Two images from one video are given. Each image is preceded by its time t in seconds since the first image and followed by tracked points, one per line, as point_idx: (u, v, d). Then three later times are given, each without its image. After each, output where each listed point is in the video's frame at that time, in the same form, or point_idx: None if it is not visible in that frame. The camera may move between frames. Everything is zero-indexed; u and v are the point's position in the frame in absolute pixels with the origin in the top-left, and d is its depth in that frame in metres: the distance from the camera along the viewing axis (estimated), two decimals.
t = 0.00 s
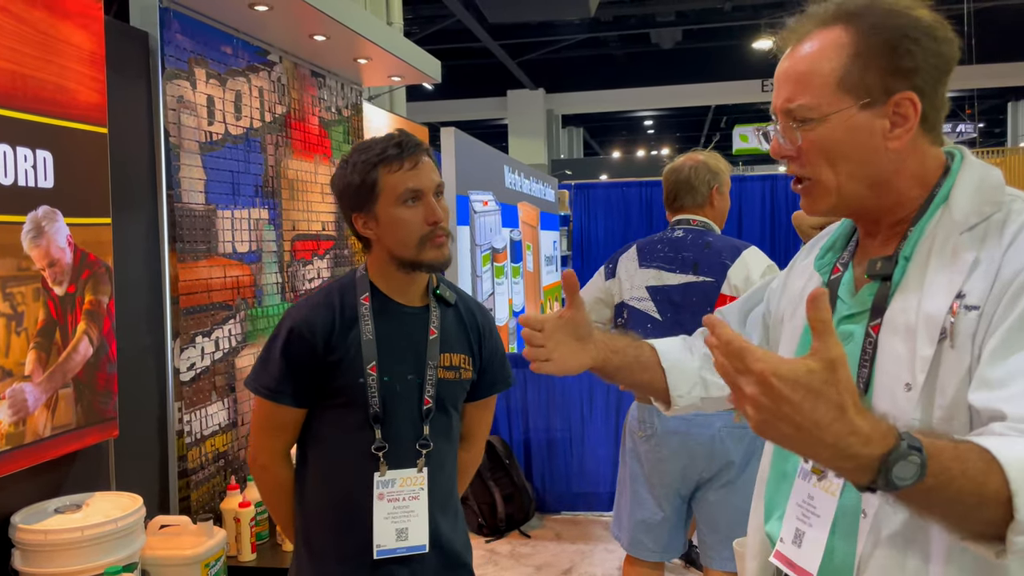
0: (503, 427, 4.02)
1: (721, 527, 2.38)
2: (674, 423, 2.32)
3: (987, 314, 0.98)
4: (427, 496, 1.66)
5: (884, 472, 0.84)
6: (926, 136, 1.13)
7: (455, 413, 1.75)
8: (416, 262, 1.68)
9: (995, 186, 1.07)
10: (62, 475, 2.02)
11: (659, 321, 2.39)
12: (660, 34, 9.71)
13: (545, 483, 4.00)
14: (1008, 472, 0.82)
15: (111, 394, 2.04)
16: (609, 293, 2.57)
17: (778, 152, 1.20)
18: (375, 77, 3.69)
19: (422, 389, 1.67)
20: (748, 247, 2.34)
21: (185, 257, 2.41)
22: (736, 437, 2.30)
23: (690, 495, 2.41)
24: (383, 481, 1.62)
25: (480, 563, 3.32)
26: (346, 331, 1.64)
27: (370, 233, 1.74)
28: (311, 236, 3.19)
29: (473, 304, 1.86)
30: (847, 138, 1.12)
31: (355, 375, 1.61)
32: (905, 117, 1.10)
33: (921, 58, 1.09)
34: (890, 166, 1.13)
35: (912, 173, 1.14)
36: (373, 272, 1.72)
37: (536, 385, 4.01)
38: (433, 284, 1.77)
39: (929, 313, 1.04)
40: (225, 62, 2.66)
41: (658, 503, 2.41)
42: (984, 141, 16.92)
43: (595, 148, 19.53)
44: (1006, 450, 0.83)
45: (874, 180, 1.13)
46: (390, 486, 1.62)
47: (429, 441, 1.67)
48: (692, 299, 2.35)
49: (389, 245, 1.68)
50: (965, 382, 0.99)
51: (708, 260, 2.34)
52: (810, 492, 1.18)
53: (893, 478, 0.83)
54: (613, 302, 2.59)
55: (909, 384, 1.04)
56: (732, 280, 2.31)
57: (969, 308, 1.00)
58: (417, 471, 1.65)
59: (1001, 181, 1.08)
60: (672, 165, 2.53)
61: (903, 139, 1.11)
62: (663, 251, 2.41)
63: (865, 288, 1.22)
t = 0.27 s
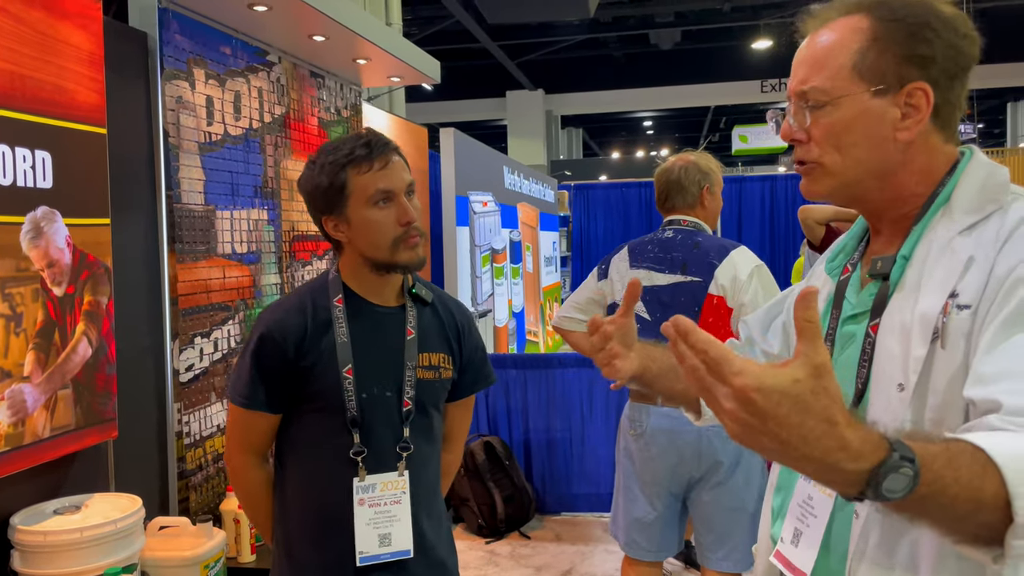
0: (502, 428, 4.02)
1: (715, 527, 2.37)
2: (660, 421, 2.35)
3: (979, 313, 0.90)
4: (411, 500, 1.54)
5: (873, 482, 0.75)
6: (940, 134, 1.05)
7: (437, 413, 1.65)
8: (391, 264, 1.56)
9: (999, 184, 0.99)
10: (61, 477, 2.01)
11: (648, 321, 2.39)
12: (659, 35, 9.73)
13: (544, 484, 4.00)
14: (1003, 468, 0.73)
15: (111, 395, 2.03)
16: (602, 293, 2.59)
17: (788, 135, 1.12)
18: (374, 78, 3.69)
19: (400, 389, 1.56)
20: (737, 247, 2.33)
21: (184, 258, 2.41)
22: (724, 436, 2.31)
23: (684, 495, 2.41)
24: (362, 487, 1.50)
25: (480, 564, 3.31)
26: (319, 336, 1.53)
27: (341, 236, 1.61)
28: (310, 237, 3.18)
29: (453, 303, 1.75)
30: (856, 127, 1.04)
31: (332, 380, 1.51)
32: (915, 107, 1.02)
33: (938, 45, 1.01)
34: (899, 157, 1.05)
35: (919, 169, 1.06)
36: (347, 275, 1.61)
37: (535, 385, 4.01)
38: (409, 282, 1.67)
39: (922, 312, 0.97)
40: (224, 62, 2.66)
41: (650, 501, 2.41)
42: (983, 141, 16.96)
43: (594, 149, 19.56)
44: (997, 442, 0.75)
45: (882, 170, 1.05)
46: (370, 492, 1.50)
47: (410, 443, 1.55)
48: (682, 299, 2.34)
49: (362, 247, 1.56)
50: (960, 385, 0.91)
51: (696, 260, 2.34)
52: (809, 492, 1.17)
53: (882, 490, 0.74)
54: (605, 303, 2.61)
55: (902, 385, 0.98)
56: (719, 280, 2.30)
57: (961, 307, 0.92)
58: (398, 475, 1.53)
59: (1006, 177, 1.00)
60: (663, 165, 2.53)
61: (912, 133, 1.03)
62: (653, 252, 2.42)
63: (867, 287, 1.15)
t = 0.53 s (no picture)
0: (503, 427, 4.02)
1: (713, 524, 2.38)
2: (658, 417, 2.36)
3: (965, 305, 0.86)
4: (404, 499, 1.50)
5: (800, 392, 0.76)
6: (946, 126, 0.97)
7: (428, 411, 1.59)
8: (372, 266, 1.52)
9: (1002, 176, 0.94)
10: (64, 476, 2.02)
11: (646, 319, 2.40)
12: (659, 34, 9.74)
13: (545, 482, 4.01)
14: (938, 424, 0.74)
15: (113, 394, 2.04)
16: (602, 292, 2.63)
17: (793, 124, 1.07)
18: (374, 77, 3.69)
19: (388, 389, 1.50)
20: (734, 246, 2.33)
21: (185, 257, 2.42)
22: (722, 432, 2.31)
23: (682, 492, 2.42)
24: (355, 489, 1.45)
25: (481, 562, 3.32)
26: (303, 340, 1.47)
27: (322, 239, 1.56)
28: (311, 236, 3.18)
29: (440, 300, 1.70)
30: (851, 119, 0.98)
31: (319, 385, 1.45)
32: (911, 99, 0.94)
33: (939, 35, 0.92)
34: (898, 148, 0.98)
35: (918, 161, 0.99)
36: (329, 277, 1.56)
37: (535, 384, 4.01)
38: (392, 280, 1.61)
39: (913, 303, 0.93)
40: (225, 61, 2.66)
41: (649, 498, 2.41)
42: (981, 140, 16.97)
43: (593, 149, 19.59)
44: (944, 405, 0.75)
45: (880, 163, 0.99)
46: (363, 493, 1.46)
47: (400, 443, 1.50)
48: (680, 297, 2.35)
49: (343, 250, 1.51)
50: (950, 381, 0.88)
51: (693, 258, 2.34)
52: (810, 481, 1.16)
53: (805, 399, 0.75)
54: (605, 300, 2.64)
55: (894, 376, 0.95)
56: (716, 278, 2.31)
57: (948, 299, 0.88)
58: (390, 475, 1.48)
59: (1012, 168, 0.94)
60: (664, 164, 2.53)
61: (910, 122, 0.95)
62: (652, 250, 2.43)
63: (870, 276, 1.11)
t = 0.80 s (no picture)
0: (503, 425, 4.03)
1: (712, 520, 2.39)
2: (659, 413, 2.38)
3: (956, 301, 0.85)
4: (405, 495, 1.51)
5: (758, 483, 0.77)
6: (935, 112, 0.95)
7: (426, 408, 1.59)
8: (367, 260, 1.52)
9: (988, 162, 0.92)
10: (67, 474, 2.03)
11: (647, 316, 2.41)
12: (658, 32, 9.75)
13: (546, 480, 4.02)
14: (892, 477, 0.76)
15: (117, 393, 2.05)
16: (604, 289, 2.65)
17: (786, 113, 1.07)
18: (375, 76, 3.70)
19: (388, 386, 1.51)
20: (737, 245, 2.35)
21: (187, 256, 2.42)
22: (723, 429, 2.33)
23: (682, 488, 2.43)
24: (356, 487, 1.46)
25: (482, 560, 3.33)
26: (301, 337, 1.48)
27: (315, 235, 1.57)
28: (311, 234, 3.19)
29: (438, 297, 1.71)
30: (837, 104, 0.98)
31: (320, 384, 1.46)
32: (895, 83, 0.94)
33: (921, 20, 0.91)
34: (883, 134, 0.96)
35: (905, 147, 0.97)
36: (325, 274, 1.56)
37: (536, 382, 4.02)
38: (388, 276, 1.61)
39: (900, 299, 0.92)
40: (227, 61, 2.67)
41: (650, 495, 2.43)
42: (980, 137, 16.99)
43: (592, 147, 19.60)
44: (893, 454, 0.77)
45: (867, 148, 0.98)
46: (364, 491, 1.46)
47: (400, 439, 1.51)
48: (681, 295, 2.36)
49: (337, 245, 1.51)
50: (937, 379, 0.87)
51: (695, 255, 2.36)
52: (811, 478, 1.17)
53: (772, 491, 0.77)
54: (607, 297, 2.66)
55: (883, 373, 0.93)
56: (718, 276, 2.32)
57: (937, 295, 0.87)
58: (391, 472, 1.49)
59: (999, 154, 0.92)
60: (667, 162, 2.55)
61: (896, 107, 0.94)
62: (654, 247, 2.44)
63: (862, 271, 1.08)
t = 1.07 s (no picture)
0: (503, 422, 4.05)
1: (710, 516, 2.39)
2: (659, 409, 2.39)
3: (941, 309, 0.86)
4: (406, 491, 1.52)
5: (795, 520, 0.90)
6: (904, 106, 0.94)
7: (425, 406, 1.60)
8: (363, 256, 1.53)
9: (962, 155, 0.91)
10: (69, 471, 2.04)
11: (648, 313, 2.43)
12: (657, 30, 9.75)
13: (546, 477, 4.04)
14: (880, 511, 0.85)
15: (118, 391, 2.06)
16: (605, 285, 2.64)
17: (765, 105, 1.08)
18: (374, 75, 3.71)
19: (387, 382, 1.52)
20: (736, 241, 2.36)
21: (188, 255, 2.43)
22: (723, 425, 2.34)
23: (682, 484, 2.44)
24: (357, 483, 1.47)
25: (483, 557, 3.34)
26: (301, 334, 1.49)
27: (312, 231, 1.58)
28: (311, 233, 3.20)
29: (437, 293, 1.71)
30: (806, 101, 1.00)
31: (319, 381, 1.47)
32: (862, 80, 0.94)
33: (885, 15, 0.91)
34: (855, 132, 0.97)
35: (879, 143, 0.97)
36: (323, 271, 1.57)
37: (535, 380, 4.03)
38: (386, 274, 1.62)
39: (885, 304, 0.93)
40: (226, 60, 2.67)
41: (648, 490, 2.44)
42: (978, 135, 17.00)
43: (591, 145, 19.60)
44: (885, 487, 0.86)
45: (840, 145, 0.99)
46: (365, 487, 1.47)
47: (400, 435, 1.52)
48: (681, 291, 2.37)
49: (335, 241, 1.52)
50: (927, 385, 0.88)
51: (695, 251, 2.37)
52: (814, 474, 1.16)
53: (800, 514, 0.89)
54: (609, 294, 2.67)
55: (877, 379, 0.94)
56: (718, 272, 2.33)
57: (923, 303, 0.88)
58: (391, 467, 1.50)
59: (972, 144, 0.90)
60: (667, 159, 2.56)
61: (863, 103, 0.95)
62: (654, 244, 2.46)
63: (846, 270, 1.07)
